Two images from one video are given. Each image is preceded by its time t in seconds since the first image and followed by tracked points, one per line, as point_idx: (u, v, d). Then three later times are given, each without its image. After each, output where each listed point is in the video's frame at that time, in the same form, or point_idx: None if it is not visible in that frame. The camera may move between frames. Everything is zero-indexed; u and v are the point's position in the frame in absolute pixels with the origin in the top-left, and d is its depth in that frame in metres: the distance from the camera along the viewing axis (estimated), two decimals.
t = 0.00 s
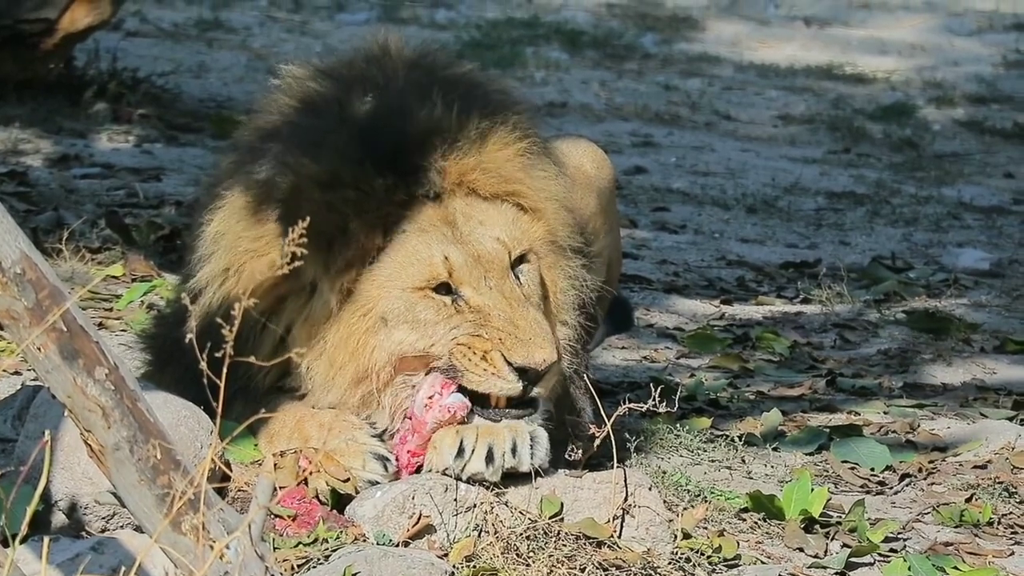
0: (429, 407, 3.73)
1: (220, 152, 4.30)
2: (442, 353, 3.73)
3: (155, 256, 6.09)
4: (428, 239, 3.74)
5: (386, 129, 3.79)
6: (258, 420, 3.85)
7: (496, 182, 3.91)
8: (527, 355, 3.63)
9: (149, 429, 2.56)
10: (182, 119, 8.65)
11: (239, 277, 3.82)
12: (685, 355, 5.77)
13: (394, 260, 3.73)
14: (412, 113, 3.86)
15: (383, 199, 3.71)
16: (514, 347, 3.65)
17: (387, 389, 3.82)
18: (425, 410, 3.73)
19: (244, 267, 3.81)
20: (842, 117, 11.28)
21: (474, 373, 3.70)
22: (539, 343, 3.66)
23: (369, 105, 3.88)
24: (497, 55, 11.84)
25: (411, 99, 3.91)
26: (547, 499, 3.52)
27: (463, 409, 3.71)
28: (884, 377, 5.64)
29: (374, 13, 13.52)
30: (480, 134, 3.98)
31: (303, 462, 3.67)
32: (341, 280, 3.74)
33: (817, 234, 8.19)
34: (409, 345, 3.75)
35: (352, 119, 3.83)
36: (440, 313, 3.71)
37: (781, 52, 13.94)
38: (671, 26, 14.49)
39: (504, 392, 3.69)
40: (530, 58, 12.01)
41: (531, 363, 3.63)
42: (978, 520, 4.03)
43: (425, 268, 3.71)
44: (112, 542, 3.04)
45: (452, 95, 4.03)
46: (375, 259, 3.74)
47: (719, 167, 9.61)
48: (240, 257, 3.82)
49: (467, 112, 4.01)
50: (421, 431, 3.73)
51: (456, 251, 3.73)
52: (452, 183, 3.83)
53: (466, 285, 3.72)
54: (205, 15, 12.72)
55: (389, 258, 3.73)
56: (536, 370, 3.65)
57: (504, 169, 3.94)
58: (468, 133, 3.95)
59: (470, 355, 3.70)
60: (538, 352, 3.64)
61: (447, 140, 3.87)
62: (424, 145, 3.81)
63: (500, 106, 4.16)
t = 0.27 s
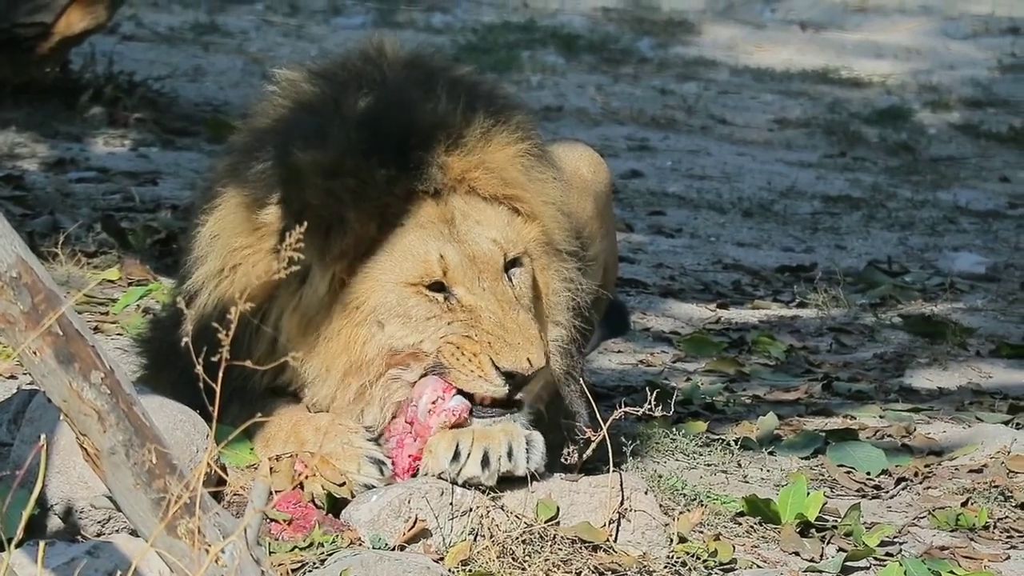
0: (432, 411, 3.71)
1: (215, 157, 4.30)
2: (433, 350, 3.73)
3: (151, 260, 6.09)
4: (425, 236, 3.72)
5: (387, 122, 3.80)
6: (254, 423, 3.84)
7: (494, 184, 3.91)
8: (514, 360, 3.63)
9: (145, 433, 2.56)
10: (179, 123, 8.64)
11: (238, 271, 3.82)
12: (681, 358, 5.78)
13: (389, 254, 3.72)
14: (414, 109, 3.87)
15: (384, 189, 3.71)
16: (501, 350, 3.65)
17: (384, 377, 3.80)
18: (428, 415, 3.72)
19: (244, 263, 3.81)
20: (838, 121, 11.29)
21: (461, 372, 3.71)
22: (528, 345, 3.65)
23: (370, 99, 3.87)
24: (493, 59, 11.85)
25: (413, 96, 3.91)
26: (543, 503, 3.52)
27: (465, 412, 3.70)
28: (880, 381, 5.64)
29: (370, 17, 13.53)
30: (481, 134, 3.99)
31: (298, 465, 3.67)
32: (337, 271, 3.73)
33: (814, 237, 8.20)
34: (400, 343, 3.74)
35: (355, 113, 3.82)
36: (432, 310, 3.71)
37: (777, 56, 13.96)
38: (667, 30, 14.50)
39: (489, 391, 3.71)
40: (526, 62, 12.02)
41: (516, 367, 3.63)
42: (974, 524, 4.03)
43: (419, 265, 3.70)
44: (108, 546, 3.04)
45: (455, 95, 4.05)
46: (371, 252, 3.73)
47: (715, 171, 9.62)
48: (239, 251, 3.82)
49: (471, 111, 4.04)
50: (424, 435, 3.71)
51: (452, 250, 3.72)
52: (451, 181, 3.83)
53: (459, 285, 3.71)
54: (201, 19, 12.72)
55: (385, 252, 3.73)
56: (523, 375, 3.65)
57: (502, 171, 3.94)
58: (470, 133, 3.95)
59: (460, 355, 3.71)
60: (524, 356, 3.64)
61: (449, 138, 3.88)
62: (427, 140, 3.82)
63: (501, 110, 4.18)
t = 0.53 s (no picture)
0: (417, 406, 3.72)
1: (210, 159, 4.30)
2: (437, 351, 3.73)
3: (146, 262, 6.08)
4: (427, 237, 3.73)
5: (382, 126, 3.79)
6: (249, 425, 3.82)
7: (492, 184, 3.92)
8: (525, 357, 3.64)
9: (140, 435, 2.56)
10: (173, 125, 8.64)
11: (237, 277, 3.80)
12: (676, 361, 5.78)
13: (390, 256, 3.71)
14: (409, 113, 3.86)
15: (384, 191, 3.71)
16: (511, 350, 3.66)
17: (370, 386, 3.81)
18: (413, 410, 3.73)
19: (245, 271, 3.79)
20: (832, 123, 11.30)
21: (470, 375, 3.71)
22: (535, 344, 3.67)
23: (365, 104, 3.86)
24: (489, 61, 11.85)
25: (408, 100, 3.91)
26: (538, 505, 3.52)
27: (451, 406, 3.71)
28: (875, 383, 5.64)
29: (365, 19, 13.53)
30: (477, 135, 3.99)
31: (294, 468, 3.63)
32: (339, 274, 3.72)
33: (809, 240, 8.20)
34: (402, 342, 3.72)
35: (350, 118, 3.82)
36: (436, 310, 3.71)
37: (772, 58, 13.96)
38: (662, 32, 14.50)
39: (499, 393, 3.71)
40: (522, 64, 12.02)
41: (529, 365, 3.64)
42: (969, 527, 4.03)
43: (422, 266, 3.70)
44: (104, 549, 3.04)
45: (448, 97, 4.03)
46: (372, 254, 3.72)
47: (710, 173, 9.62)
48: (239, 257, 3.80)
49: (464, 113, 4.03)
50: (412, 432, 3.73)
51: (455, 250, 3.74)
52: (450, 183, 3.83)
53: (463, 284, 3.73)
54: (196, 21, 12.72)
55: (385, 253, 3.72)
56: (534, 373, 3.66)
57: (501, 171, 3.94)
58: (467, 134, 3.95)
59: (467, 356, 3.71)
60: (535, 354, 3.65)
61: (446, 140, 3.88)
62: (423, 143, 3.82)
63: (496, 111, 4.18)
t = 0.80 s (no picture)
0: (424, 412, 3.68)
1: (209, 163, 4.31)
2: (439, 359, 3.72)
3: (145, 265, 6.09)
4: (439, 242, 3.75)
5: (397, 131, 3.84)
6: (247, 429, 3.82)
7: (502, 194, 3.93)
8: (526, 367, 3.63)
9: (139, 439, 2.56)
10: (172, 128, 8.64)
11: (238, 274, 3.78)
12: (676, 364, 5.78)
13: (401, 259, 3.74)
14: (425, 121, 3.90)
15: (397, 190, 3.75)
16: (513, 357, 3.66)
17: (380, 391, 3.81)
18: (420, 416, 3.69)
19: (245, 271, 3.76)
20: (832, 127, 11.30)
21: (469, 379, 3.70)
22: (537, 355, 3.66)
23: (379, 108, 3.90)
24: (488, 64, 11.86)
25: (422, 107, 3.93)
26: (537, 509, 3.52)
27: (458, 414, 3.67)
28: (875, 386, 5.65)
29: (363, 22, 13.54)
30: (490, 144, 4.02)
31: (293, 471, 3.62)
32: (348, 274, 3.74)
33: (808, 243, 8.21)
34: (408, 348, 3.72)
35: (365, 119, 3.86)
36: (442, 315, 3.71)
37: (771, 61, 13.97)
38: (661, 35, 14.51)
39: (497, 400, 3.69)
40: (521, 67, 12.03)
41: (529, 376, 3.63)
42: (969, 530, 4.03)
43: (432, 270, 3.72)
44: (103, 553, 3.03)
45: (463, 107, 4.06)
46: (383, 255, 3.75)
47: (709, 177, 9.63)
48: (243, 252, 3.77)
49: (477, 122, 4.06)
50: (417, 438, 3.70)
51: (465, 256, 3.75)
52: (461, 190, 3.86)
53: (470, 292, 3.74)
54: (194, 24, 12.73)
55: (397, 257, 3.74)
56: (533, 384, 3.65)
57: (511, 182, 3.96)
58: (479, 143, 3.98)
59: (467, 363, 3.70)
60: (535, 366, 3.64)
61: (459, 147, 3.91)
62: (436, 149, 3.86)
63: (505, 121, 4.20)
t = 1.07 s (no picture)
0: (417, 414, 3.72)
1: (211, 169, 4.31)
2: (431, 359, 3.73)
3: (146, 272, 6.09)
4: (437, 235, 3.75)
5: (400, 120, 3.84)
6: (249, 436, 3.81)
7: (503, 192, 3.93)
8: (515, 373, 3.62)
9: (140, 447, 2.57)
10: (174, 136, 8.64)
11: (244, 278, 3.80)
12: (677, 372, 5.77)
13: (400, 252, 3.74)
14: (430, 114, 3.90)
15: (402, 174, 3.75)
16: (502, 363, 3.64)
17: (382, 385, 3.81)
18: (415, 419, 3.72)
19: (245, 279, 3.80)
20: (833, 134, 11.30)
21: (461, 387, 3.69)
22: (526, 360, 3.65)
23: (385, 101, 3.89)
24: (489, 71, 11.86)
25: (427, 100, 3.93)
26: (539, 516, 3.52)
27: (452, 413, 3.71)
28: (876, 394, 5.64)
29: (365, 30, 13.56)
30: (494, 141, 4.01)
31: (294, 479, 3.63)
32: (349, 263, 3.72)
33: (809, 251, 8.21)
34: (401, 346, 3.74)
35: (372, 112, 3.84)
36: (436, 313, 3.71)
37: (772, 69, 13.98)
38: (662, 43, 14.52)
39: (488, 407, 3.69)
40: (522, 75, 12.03)
41: (518, 381, 3.62)
42: (970, 538, 4.03)
43: (428, 265, 3.72)
44: (104, 560, 3.04)
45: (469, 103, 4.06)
46: (382, 245, 3.75)
47: (710, 184, 9.63)
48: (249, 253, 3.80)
49: (483, 119, 4.06)
50: (413, 441, 3.73)
51: (461, 253, 3.75)
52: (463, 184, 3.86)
53: (465, 289, 3.74)
54: (196, 31, 12.74)
55: (395, 249, 3.74)
56: (522, 390, 3.64)
57: (513, 180, 3.96)
58: (482, 139, 3.98)
59: (459, 367, 3.70)
60: (525, 371, 3.63)
61: (462, 142, 3.91)
62: (440, 142, 3.85)
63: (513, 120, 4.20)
